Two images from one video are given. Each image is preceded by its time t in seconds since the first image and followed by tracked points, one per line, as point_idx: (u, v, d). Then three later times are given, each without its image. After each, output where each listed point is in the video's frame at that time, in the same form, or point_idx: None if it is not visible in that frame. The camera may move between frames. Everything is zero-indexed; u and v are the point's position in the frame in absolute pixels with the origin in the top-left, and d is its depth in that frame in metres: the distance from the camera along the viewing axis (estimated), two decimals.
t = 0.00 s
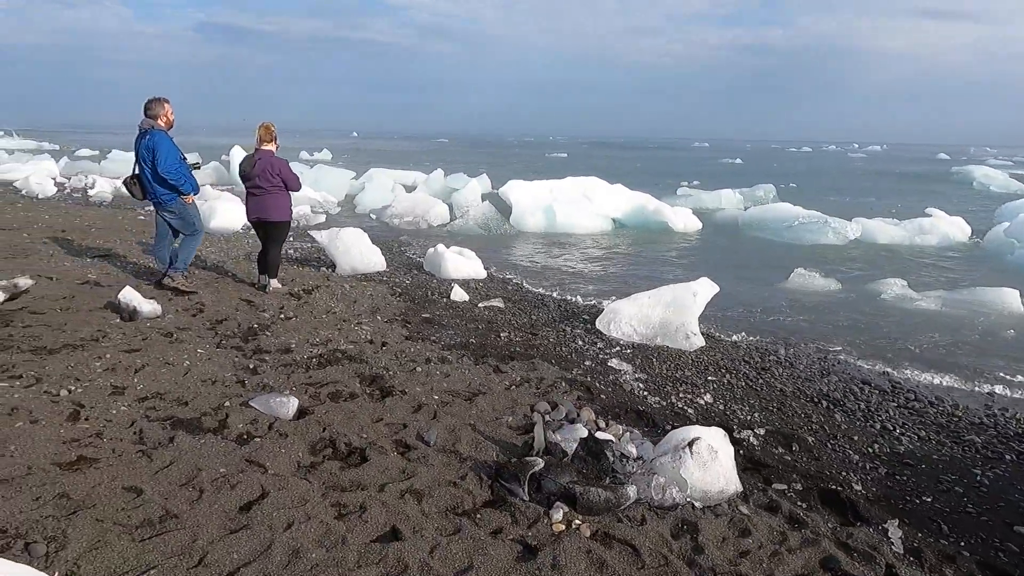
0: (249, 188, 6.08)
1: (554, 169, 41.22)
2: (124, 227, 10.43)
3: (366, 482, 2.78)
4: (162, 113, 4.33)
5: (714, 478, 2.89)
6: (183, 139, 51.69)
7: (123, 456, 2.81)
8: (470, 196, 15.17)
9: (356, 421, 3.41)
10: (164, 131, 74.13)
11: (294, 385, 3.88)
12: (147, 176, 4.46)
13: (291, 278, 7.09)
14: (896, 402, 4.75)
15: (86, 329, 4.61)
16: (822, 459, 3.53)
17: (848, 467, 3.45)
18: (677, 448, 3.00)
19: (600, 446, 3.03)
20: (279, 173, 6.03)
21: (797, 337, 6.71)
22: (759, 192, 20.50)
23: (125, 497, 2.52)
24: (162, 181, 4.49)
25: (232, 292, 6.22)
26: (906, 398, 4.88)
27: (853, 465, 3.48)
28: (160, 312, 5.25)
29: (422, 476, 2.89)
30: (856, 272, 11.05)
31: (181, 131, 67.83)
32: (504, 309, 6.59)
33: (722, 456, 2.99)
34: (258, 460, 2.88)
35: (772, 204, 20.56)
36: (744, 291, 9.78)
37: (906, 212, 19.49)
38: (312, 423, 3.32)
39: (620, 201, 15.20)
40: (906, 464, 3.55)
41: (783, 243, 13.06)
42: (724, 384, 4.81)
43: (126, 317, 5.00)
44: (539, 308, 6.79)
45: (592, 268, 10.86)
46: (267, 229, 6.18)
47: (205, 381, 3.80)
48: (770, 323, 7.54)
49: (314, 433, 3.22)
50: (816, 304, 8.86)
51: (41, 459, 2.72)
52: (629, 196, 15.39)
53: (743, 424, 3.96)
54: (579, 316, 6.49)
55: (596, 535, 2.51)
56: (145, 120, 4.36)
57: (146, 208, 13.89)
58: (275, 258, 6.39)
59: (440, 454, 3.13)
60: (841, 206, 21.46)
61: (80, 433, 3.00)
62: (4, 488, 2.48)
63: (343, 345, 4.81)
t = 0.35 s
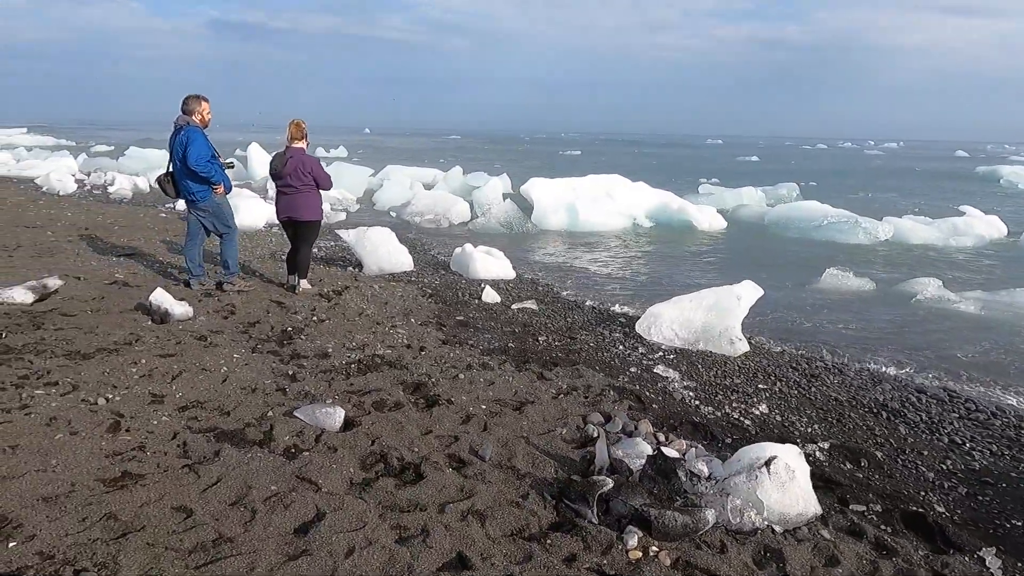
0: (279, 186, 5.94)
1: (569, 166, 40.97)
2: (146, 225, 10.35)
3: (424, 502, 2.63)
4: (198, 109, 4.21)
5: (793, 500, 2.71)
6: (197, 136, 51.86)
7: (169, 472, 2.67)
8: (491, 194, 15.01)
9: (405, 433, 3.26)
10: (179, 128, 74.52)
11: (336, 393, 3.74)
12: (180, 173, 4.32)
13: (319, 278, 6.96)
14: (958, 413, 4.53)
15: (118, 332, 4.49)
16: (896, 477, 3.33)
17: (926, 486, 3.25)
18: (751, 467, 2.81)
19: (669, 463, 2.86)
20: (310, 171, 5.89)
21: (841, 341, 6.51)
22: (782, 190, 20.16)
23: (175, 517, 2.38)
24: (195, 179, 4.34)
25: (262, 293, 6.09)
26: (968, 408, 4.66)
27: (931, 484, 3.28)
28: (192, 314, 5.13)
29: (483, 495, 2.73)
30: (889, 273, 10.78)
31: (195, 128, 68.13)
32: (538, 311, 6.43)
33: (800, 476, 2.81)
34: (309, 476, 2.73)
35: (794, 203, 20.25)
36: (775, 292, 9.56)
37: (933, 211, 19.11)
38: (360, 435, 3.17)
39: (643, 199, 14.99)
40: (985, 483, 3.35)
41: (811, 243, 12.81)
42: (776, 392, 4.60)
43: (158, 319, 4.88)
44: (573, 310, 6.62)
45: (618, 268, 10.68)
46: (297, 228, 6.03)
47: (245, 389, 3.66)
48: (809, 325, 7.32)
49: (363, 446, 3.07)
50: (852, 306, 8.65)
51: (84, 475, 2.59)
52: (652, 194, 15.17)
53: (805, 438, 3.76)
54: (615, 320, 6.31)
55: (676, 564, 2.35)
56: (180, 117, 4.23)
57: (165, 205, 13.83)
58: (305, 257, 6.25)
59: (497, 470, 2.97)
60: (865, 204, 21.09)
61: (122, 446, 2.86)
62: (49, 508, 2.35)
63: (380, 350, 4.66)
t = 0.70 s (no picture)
0: (303, 186, 5.67)
1: (576, 164, 40.66)
2: (156, 225, 10.08)
3: (491, 542, 2.36)
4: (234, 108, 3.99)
5: (899, 537, 2.44)
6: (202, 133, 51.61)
7: (207, 506, 2.41)
8: (505, 193, 14.74)
9: (457, 458, 2.99)
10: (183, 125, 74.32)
11: (376, 410, 3.47)
12: (211, 173, 4.06)
13: (340, 281, 6.69)
14: None
15: (138, 342, 4.22)
16: (990, 506, 3.05)
17: None
18: (848, 499, 2.54)
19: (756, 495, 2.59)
20: (335, 171, 5.63)
21: (886, 348, 6.23)
22: (798, 189, 19.86)
23: (218, 563, 2.12)
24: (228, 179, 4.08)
25: (283, 298, 5.83)
26: None
27: None
28: (213, 321, 4.86)
29: (553, 532, 2.46)
30: (919, 274, 10.49)
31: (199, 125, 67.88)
32: (569, 317, 6.16)
33: (903, 509, 2.53)
34: (361, 510, 2.47)
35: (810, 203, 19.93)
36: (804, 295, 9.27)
37: (952, 211, 18.79)
38: (409, 460, 2.91)
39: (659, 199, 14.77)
40: None
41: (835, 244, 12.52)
42: (836, 407, 4.33)
43: (178, 328, 4.62)
44: (605, 316, 6.35)
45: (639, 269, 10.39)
46: (321, 230, 5.76)
47: (279, 406, 3.40)
48: (849, 329, 7.04)
49: (414, 473, 2.81)
50: (888, 309, 8.35)
51: (114, 511, 2.33)
52: (669, 194, 14.89)
53: (881, 459, 3.49)
54: (651, 327, 6.04)
55: None
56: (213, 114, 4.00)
57: (173, 204, 13.57)
58: (328, 261, 5.98)
59: (563, 501, 2.71)
60: (882, 204, 20.78)
61: (153, 475, 2.60)
62: (77, 552, 2.09)
63: (414, 361, 4.39)
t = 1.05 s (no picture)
0: (326, 189, 5.49)
1: (582, 164, 40.50)
2: (167, 227, 9.91)
3: None
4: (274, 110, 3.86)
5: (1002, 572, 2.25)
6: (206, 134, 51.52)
7: (254, 537, 2.23)
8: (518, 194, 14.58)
9: (510, 481, 2.80)
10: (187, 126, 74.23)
11: (417, 427, 3.28)
12: (248, 175, 3.88)
13: (361, 286, 6.52)
14: None
15: (162, 352, 4.04)
16: None
17: None
18: (942, 530, 2.36)
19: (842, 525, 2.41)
20: (360, 174, 5.46)
21: (925, 354, 6.04)
22: (811, 190, 19.69)
23: None
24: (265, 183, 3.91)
25: (305, 304, 5.65)
26: None
27: None
28: (237, 329, 4.68)
29: (627, 566, 2.28)
30: (943, 277, 10.30)
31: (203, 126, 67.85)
32: (599, 323, 5.98)
33: (1002, 540, 2.34)
34: (418, 542, 2.29)
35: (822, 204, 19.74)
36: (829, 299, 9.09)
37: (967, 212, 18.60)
38: (461, 484, 2.73)
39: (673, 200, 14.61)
40: None
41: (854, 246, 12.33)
42: (890, 420, 4.14)
43: (201, 336, 4.44)
44: (635, 322, 6.17)
45: (658, 272, 10.22)
46: (345, 234, 5.58)
47: (315, 423, 3.22)
48: (882, 333, 6.85)
49: (468, 498, 2.62)
50: (916, 313, 8.17)
51: (154, 544, 2.15)
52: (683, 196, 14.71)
53: (950, 480, 3.30)
54: (684, 334, 5.86)
55: None
56: (251, 115, 3.85)
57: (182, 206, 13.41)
58: (351, 266, 5.80)
59: (631, 530, 2.52)
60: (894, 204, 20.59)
61: (192, 501, 2.42)
62: None
63: (449, 372, 4.21)
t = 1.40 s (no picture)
0: (354, 191, 5.32)
1: (590, 163, 40.30)
2: (182, 228, 9.75)
3: None
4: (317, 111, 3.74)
5: None
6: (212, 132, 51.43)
7: None
8: (533, 194, 14.41)
9: (579, 508, 2.62)
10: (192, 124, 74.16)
11: (470, 446, 3.10)
12: (289, 177, 3.73)
13: (387, 291, 6.34)
14: None
15: (194, 364, 3.87)
16: None
17: None
18: None
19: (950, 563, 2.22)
20: (389, 176, 5.29)
21: (969, 363, 5.85)
22: (826, 190, 19.48)
23: None
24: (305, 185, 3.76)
25: (333, 310, 5.48)
26: None
27: None
28: (267, 337, 4.51)
29: None
30: (970, 280, 10.10)
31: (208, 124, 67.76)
32: (633, 330, 5.80)
33: None
34: None
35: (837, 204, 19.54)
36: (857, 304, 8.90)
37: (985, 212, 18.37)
38: (527, 512, 2.55)
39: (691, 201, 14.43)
40: None
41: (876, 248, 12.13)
42: (954, 436, 3.95)
43: (232, 346, 4.26)
44: (668, 329, 5.99)
45: (681, 274, 10.03)
46: (373, 237, 5.41)
47: (364, 443, 3.04)
48: (920, 341, 6.66)
49: (538, 529, 2.45)
50: (950, 318, 7.98)
51: None
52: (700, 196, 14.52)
53: None
54: (722, 342, 5.68)
55: None
56: (293, 116, 3.72)
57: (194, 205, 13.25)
58: (379, 270, 5.63)
59: (716, 565, 2.34)
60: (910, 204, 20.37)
61: (246, 534, 2.25)
62: None
63: (491, 384, 4.03)
